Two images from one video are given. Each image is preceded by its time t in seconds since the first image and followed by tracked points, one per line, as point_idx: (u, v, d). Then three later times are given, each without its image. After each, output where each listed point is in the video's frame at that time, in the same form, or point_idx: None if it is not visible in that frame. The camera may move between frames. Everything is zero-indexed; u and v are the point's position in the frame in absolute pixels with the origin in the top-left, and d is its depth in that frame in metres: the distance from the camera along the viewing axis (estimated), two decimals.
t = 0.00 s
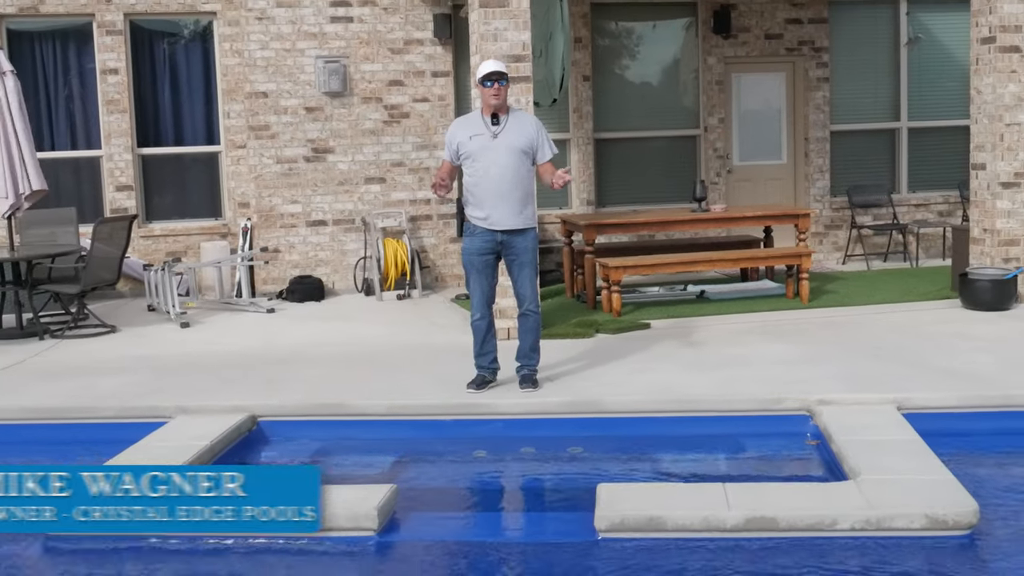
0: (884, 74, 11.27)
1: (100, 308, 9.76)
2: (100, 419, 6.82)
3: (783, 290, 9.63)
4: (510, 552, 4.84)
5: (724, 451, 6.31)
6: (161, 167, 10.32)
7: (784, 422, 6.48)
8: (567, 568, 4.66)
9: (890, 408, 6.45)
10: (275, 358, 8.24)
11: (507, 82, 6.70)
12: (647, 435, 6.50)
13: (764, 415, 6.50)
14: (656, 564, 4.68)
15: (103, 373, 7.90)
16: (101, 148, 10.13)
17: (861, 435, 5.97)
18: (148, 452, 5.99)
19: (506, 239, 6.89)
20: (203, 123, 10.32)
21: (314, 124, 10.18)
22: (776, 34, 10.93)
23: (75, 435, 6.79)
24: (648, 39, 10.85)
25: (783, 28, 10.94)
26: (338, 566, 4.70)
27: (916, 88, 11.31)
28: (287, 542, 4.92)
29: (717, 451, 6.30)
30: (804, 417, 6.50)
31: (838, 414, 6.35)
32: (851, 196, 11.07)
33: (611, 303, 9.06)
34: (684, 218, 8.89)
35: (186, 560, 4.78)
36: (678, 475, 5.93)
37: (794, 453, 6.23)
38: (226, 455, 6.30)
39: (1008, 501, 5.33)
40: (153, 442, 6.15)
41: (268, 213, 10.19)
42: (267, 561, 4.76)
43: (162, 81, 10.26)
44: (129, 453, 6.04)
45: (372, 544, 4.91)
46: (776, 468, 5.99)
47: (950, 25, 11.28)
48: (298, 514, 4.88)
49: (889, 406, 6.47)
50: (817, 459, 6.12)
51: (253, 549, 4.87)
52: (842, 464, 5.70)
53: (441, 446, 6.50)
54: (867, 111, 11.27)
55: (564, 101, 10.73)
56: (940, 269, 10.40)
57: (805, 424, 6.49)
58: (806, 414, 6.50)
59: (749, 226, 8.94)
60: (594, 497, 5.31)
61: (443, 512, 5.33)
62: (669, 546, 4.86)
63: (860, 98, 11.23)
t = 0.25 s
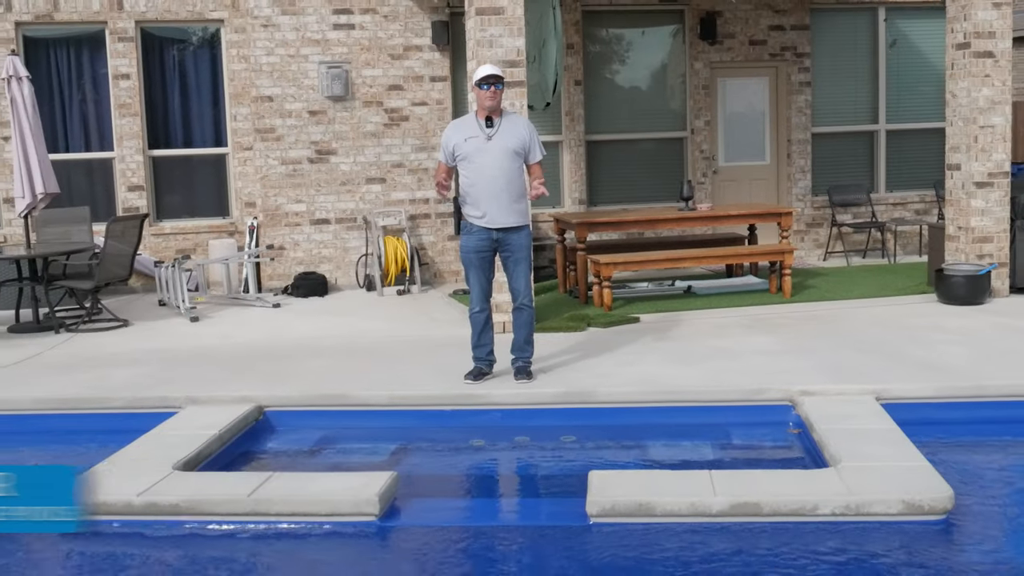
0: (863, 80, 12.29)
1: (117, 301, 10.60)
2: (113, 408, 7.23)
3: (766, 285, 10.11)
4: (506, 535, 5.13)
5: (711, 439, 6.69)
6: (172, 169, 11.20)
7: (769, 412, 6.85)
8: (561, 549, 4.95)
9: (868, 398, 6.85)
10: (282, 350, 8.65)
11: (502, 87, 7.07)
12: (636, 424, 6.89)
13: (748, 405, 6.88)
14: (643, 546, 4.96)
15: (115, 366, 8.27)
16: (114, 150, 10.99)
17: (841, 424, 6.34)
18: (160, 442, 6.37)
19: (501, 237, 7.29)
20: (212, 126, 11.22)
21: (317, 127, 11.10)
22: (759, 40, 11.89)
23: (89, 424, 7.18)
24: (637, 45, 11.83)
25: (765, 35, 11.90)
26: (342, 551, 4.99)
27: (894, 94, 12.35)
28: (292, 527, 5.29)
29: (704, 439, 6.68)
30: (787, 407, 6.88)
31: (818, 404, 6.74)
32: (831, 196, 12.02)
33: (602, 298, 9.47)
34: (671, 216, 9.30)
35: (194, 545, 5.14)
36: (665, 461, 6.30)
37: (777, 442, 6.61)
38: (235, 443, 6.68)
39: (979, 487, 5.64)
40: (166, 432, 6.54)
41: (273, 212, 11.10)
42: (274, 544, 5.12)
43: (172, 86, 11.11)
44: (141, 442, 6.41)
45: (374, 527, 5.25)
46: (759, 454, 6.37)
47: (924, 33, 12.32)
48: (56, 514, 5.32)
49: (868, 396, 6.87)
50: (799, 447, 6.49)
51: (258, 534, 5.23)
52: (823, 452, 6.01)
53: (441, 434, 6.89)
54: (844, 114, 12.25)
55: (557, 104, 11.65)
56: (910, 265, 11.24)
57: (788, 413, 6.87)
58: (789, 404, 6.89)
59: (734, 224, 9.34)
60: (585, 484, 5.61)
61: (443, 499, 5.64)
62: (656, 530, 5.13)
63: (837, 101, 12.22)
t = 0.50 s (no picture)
0: (846, 85, 12.98)
1: (126, 298, 11.23)
2: (122, 401, 7.56)
3: (754, 282, 10.49)
4: (503, 522, 5.45)
5: (700, 430, 7.03)
6: (180, 170, 11.89)
7: (756, 404, 7.20)
8: (556, 535, 5.26)
9: (851, 391, 7.19)
10: (287, 345, 8.99)
11: (497, 92, 7.37)
12: (629, 416, 7.23)
13: (736, 398, 7.22)
14: (630, 534, 5.24)
15: (123, 361, 8.56)
16: (124, 152, 11.68)
17: (825, 416, 6.67)
18: (169, 433, 6.71)
19: (498, 235, 7.62)
20: (218, 128, 11.88)
21: (320, 130, 11.77)
22: (747, 46, 12.56)
23: (100, 416, 7.53)
24: (629, 50, 12.40)
25: (752, 41, 12.57)
26: (347, 537, 5.32)
27: (877, 98, 13.07)
28: (299, 514, 5.63)
29: (694, 430, 7.02)
30: (774, 399, 7.22)
31: (803, 397, 7.08)
32: (816, 196, 12.72)
33: (594, 294, 9.83)
34: (661, 216, 9.64)
35: (205, 531, 5.47)
36: (656, 451, 6.63)
37: (764, 433, 6.95)
38: (240, 434, 7.01)
39: (963, 478, 5.91)
40: (175, 425, 6.87)
41: (278, 212, 11.77)
42: (280, 533, 5.44)
43: (180, 91, 11.80)
44: (151, 434, 6.74)
45: (374, 514, 5.59)
46: (747, 446, 6.69)
47: (905, 40, 13.09)
48: None
49: (852, 390, 7.21)
50: (784, 438, 6.83)
51: (268, 520, 5.59)
52: (809, 443, 6.32)
53: (440, 426, 7.23)
54: (826, 116, 12.97)
55: (551, 108, 12.26)
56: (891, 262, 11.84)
57: (775, 406, 7.22)
58: (775, 396, 7.24)
59: (722, 224, 9.69)
60: (578, 474, 5.94)
61: (443, 488, 5.98)
62: (647, 517, 5.44)
63: (820, 105, 12.93)
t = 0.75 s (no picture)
0: (835, 88, 13.31)
1: (133, 295, 11.53)
2: (129, 396, 7.82)
3: (744, 280, 10.77)
4: (501, 514, 5.69)
5: (692, 425, 7.28)
6: (186, 171, 12.26)
7: (746, 399, 7.45)
8: (552, 526, 5.50)
9: (839, 386, 7.45)
10: (290, 342, 9.25)
11: (494, 97, 7.61)
12: (623, 411, 7.48)
13: (727, 394, 7.47)
14: (624, 527, 5.47)
15: (129, 357, 8.80)
16: (132, 153, 12.03)
17: (814, 411, 6.92)
18: (176, 428, 6.97)
19: (495, 235, 7.89)
20: (223, 130, 12.27)
21: (322, 132, 12.07)
22: (738, 50, 12.86)
23: (107, 410, 7.78)
24: (623, 55, 12.75)
25: (743, 45, 12.87)
26: (351, 528, 5.57)
27: (864, 101, 13.40)
28: (303, 506, 5.89)
29: (686, 425, 7.27)
30: (764, 395, 7.47)
31: (791, 392, 7.33)
32: (806, 197, 13.02)
33: (589, 292, 10.09)
34: (654, 216, 9.91)
35: (212, 522, 5.73)
36: (648, 445, 6.88)
37: (754, 428, 7.20)
38: (244, 428, 7.26)
39: (947, 473, 6.14)
40: (180, 420, 7.12)
41: (281, 212, 12.09)
42: (284, 524, 5.68)
43: (186, 94, 12.17)
44: (159, 428, 6.99)
45: (375, 506, 5.85)
46: (737, 440, 6.94)
47: (894, 45, 13.41)
48: None
49: (840, 385, 7.46)
50: (774, 433, 7.08)
51: (272, 511, 5.85)
52: (798, 437, 6.58)
53: (439, 421, 7.49)
54: (815, 119, 13.29)
55: (547, 111, 12.56)
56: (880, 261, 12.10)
57: (764, 401, 7.47)
58: (765, 391, 7.49)
59: (714, 223, 9.95)
60: (572, 467, 6.20)
61: (443, 480, 6.24)
62: (640, 509, 5.70)
63: (809, 108, 13.26)
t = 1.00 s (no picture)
0: (828, 90, 13.47)
1: (136, 294, 11.69)
2: (133, 393, 7.95)
3: (739, 279, 10.92)
4: (500, 510, 5.83)
5: (688, 421, 7.43)
6: (189, 171, 12.41)
7: (741, 397, 7.58)
8: (550, 522, 5.64)
9: (834, 384, 7.59)
10: (292, 340, 9.38)
11: (493, 98, 7.75)
12: (620, 408, 7.62)
13: (722, 391, 7.61)
14: (621, 522, 5.61)
15: (133, 355, 8.92)
16: (135, 154, 12.18)
17: (807, 408, 7.06)
18: (179, 424, 7.10)
19: (492, 234, 8.03)
20: (226, 131, 12.43)
21: (323, 133, 12.21)
22: (733, 53, 13.01)
23: (111, 408, 7.92)
24: (619, 57, 12.89)
25: (738, 48, 13.02)
26: (353, 523, 5.71)
27: (857, 103, 13.56)
28: (305, 501, 6.02)
29: (681, 422, 7.42)
30: (758, 392, 7.61)
31: (785, 390, 7.48)
32: (800, 197, 13.18)
33: (587, 291, 10.23)
34: (651, 216, 10.05)
35: (215, 517, 5.86)
36: (643, 441, 7.01)
37: (749, 424, 7.34)
38: (246, 425, 7.40)
39: (939, 470, 6.27)
40: (184, 417, 7.26)
41: (282, 211, 12.23)
42: (286, 519, 5.82)
43: (189, 95, 12.33)
44: (162, 425, 7.13)
45: (374, 502, 5.98)
46: (733, 436, 7.08)
47: (886, 47, 13.57)
48: None
49: (834, 383, 7.60)
50: (768, 429, 7.22)
51: (273, 506, 5.99)
52: (792, 434, 6.73)
53: (438, 417, 7.62)
54: (810, 121, 13.45)
55: (545, 112, 12.70)
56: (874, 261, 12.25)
57: (759, 398, 7.61)
58: (760, 389, 7.62)
59: (709, 223, 10.09)
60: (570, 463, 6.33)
61: (442, 477, 6.38)
62: (636, 504, 5.84)
63: (803, 110, 13.42)
